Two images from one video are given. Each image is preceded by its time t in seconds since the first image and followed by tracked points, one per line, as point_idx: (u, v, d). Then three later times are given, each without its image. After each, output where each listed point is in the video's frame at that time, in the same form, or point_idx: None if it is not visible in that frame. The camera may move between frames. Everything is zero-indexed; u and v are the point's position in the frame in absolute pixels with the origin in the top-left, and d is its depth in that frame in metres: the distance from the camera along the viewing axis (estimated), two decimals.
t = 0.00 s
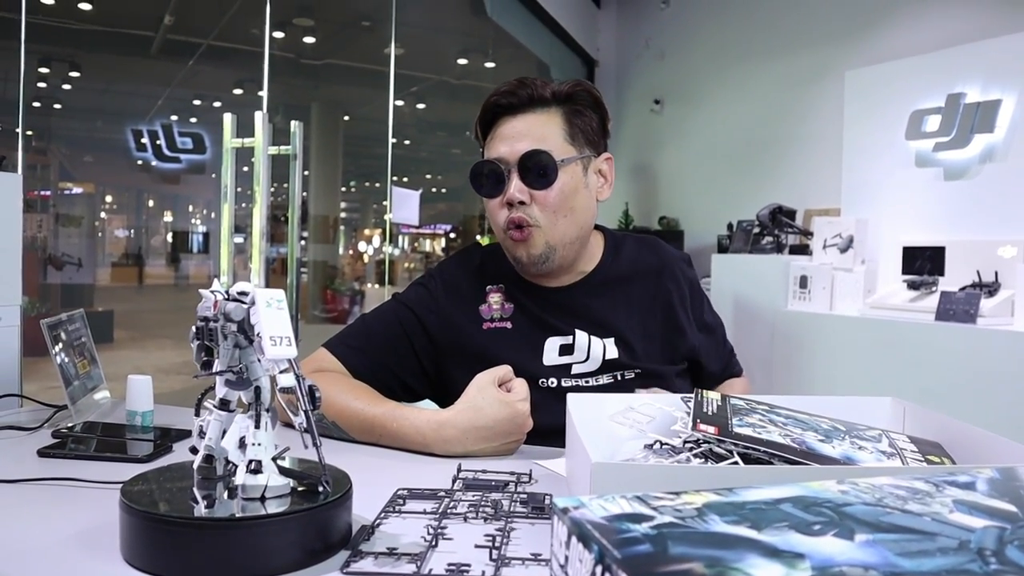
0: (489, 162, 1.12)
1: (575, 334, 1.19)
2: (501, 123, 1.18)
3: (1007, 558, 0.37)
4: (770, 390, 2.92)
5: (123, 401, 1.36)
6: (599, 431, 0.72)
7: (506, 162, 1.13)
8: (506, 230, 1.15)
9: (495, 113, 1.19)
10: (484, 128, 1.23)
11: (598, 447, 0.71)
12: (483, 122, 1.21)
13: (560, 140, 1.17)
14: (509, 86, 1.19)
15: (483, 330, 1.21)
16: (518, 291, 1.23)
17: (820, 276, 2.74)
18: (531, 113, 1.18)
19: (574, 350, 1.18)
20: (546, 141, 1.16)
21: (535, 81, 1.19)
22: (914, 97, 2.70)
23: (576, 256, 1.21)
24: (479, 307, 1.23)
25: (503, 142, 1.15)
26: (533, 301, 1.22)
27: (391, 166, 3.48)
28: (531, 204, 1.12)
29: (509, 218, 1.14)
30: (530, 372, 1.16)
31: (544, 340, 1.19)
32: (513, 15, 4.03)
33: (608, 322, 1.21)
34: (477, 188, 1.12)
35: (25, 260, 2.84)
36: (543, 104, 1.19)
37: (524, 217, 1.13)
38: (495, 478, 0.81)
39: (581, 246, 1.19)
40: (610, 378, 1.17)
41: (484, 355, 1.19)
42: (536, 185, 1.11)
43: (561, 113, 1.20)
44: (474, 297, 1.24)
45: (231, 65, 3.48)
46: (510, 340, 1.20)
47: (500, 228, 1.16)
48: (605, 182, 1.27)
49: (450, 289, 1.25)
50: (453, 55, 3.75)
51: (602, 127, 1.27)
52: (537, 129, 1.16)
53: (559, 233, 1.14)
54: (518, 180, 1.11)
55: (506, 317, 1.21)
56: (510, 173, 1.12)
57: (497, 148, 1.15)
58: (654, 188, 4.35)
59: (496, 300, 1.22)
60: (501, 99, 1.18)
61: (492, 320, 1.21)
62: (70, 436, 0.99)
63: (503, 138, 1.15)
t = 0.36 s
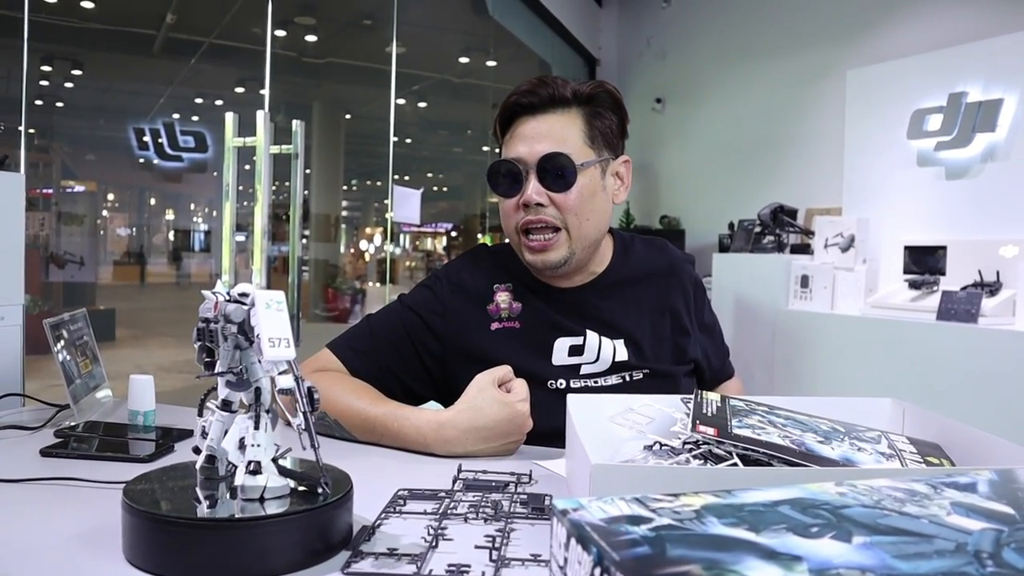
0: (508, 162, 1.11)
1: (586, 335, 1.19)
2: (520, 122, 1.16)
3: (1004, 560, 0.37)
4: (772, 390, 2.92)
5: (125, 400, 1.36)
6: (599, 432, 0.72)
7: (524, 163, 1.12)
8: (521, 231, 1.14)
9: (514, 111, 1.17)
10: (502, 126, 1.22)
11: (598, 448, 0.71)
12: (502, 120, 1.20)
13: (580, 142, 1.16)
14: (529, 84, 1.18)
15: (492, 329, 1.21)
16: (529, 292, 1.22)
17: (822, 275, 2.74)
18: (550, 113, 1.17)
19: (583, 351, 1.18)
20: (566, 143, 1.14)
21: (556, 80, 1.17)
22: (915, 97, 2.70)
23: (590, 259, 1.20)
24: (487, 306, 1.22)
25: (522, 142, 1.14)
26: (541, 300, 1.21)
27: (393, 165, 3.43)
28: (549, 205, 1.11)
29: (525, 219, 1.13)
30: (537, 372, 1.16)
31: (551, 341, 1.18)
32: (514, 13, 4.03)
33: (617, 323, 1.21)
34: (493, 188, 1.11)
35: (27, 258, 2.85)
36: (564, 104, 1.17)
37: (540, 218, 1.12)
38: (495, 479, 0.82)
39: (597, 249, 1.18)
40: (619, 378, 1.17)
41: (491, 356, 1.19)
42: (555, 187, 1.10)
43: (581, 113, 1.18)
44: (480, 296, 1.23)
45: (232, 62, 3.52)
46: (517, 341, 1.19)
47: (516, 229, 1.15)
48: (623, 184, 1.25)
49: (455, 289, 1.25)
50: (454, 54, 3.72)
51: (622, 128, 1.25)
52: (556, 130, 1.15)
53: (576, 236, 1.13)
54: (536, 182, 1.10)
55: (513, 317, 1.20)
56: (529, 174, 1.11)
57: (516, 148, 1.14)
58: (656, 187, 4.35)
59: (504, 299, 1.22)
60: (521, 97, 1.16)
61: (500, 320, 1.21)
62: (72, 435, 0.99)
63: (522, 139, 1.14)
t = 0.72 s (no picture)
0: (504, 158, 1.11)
1: (581, 341, 1.19)
2: (516, 119, 1.16)
3: (995, 562, 0.37)
4: (771, 392, 2.92)
5: (123, 402, 1.36)
6: (596, 433, 0.73)
7: (520, 159, 1.12)
8: (516, 228, 1.14)
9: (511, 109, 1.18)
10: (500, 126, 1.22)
11: (594, 450, 0.71)
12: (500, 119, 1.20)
13: (576, 139, 1.16)
14: (527, 83, 1.18)
15: (488, 333, 1.21)
16: (525, 295, 1.22)
17: (820, 277, 2.75)
18: (547, 111, 1.17)
19: (579, 356, 1.18)
20: (562, 140, 1.14)
21: (553, 79, 1.18)
22: (914, 99, 2.70)
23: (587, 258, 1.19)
24: (484, 310, 1.22)
25: (518, 138, 1.14)
26: (538, 304, 1.21)
27: (391, 166, 3.48)
28: (544, 201, 1.11)
29: (520, 216, 1.12)
30: (534, 377, 1.16)
31: (548, 346, 1.18)
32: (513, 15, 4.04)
33: (615, 327, 1.21)
34: (490, 184, 1.12)
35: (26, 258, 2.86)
36: (560, 102, 1.17)
37: (535, 214, 1.12)
38: (492, 480, 0.82)
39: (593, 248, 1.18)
40: (616, 386, 1.17)
41: (488, 360, 1.19)
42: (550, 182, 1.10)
43: (577, 112, 1.18)
44: (479, 300, 1.23)
45: (230, 63, 3.44)
46: (514, 345, 1.19)
47: (511, 226, 1.14)
48: (619, 184, 1.25)
49: (453, 291, 1.25)
50: (453, 55, 3.76)
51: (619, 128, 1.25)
52: (552, 126, 1.15)
53: (572, 232, 1.12)
54: (531, 177, 1.11)
55: (510, 321, 1.21)
56: (524, 170, 1.11)
57: (512, 144, 1.14)
58: (654, 188, 4.36)
59: (501, 304, 1.22)
60: (518, 95, 1.17)
61: (496, 324, 1.21)
62: (71, 436, 0.99)
63: (518, 135, 1.14)
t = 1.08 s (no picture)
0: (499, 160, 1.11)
1: (577, 341, 1.19)
2: (511, 118, 1.15)
3: (992, 555, 0.37)
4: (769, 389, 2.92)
5: (119, 399, 1.36)
6: (592, 428, 0.72)
7: (515, 160, 1.11)
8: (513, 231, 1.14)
9: (505, 107, 1.16)
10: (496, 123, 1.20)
11: (590, 445, 0.71)
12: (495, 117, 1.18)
13: (573, 136, 1.14)
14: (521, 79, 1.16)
15: (482, 332, 1.21)
16: (520, 295, 1.21)
17: (819, 274, 2.73)
18: (544, 108, 1.15)
19: (575, 358, 1.18)
20: (559, 138, 1.13)
21: (549, 74, 1.15)
22: (911, 96, 2.70)
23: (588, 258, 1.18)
24: (479, 309, 1.22)
25: (513, 138, 1.12)
26: (533, 304, 1.21)
27: (389, 163, 3.43)
28: (541, 203, 1.10)
29: (517, 219, 1.12)
30: (529, 377, 1.16)
31: (544, 347, 1.18)
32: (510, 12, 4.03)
33: (612, 324, 1.21)
34: (486, 187, 1.11)
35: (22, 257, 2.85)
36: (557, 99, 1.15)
37: (532, 217, 1.11)
38: (488, 475, 0.82)
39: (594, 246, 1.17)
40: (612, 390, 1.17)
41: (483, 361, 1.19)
42: (545, 185, 1.09)
43: (575, 107, 1.16)
44: (474, 299, 1.23)
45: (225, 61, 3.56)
46: (508, 344, 1.19)
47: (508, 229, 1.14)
48: (621, 180, 1.23)
49: (447, 289, 1.24)
50: (450, 53, 3.71)
51: (619, 121, 1.23)
52: (549, 125, 1.13)
53: (569, 234, 1.12)
54: (527, 179, 1.10)
55: (505, 320, 1.20)
56: (519, 171, 1.10)
57: (507, 145, 1.13)
58: (651, 186, 4.36)
59: (497, 302, 1.22)
60: (512, 93, 1.15)
61: (492, 323, 1.21)
62: (65, 433, 0.99)
63: (514, 135, 1.12)
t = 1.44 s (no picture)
0: (498, 159, 1.09)
1: (579, 344, 1.19)
2: (512, 115, 1.12)
3: (985, 543, 0.37)
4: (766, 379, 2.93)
5: (118, 389, 1.36)
6: (589, 418, 0.73)
7: (514, 160, 1.09)
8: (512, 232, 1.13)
9: (506, 102, 1.13)
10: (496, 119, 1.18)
11: (587, 434, 0.71)
12: (495, 112, 1.16)
13: (576, 137, 1.12)
14: (522, 74, 1.13)
15: (482, 333, 1.22)
16: (519, 295, 1.21)
17: (816, 264, 2.76)
18: (546, 105, 1.12)
19: (575, 361, 1.19)
20: (560, 139, 1.11)
21: (552, 70, 1.13)
22: (910, 86, 2.70)
23: (591, 262, 1.17)
24: (478, 309, 1.23)
25: (513, 137, 1.10)
26: (532, 305, 1.21)
27: (387, 154, 3.45)
28: (540, 207, 1.09)
29: (516, 221, 1.11)
30: (529, 384, 1.17)
31: (544, 349, 1.19)
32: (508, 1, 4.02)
33: (613, 322, 1.21)
34: (484, 188, 1.09)
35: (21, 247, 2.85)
36: (560, 96, 1.13)
37: (532, 221, 1.10)
38: (485, 465, 0.82)
39: (594, 250, 1.16)
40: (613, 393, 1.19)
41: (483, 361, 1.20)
42: (546, 189, 1.08)
43: (579, 105, 1.14)
44: (473, 298, 1.23)
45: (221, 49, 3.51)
46: (508, 345, 1.20)
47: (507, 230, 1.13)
48: (625, 181, 1.21)
49: (446, 287, 1.25)
50: (449, 41, 3.71)
51: (625, 120, 1.20)
52: (551, 124, 1.11)
53: (568, 239, 1.11)
54: (526, 182, 1.08)
55: (505, 320, 1.21)
56: (519, 173, 1.09)
57: (507, 144, 1.11)
58: (650, 176, 4.35)
59: (497, 302, 1.22)
60: (513, 89, 1.12)
61: (492, 323, 1.22)
62: (64, 423, 0.99)
63: (514, 134, 1.10)
